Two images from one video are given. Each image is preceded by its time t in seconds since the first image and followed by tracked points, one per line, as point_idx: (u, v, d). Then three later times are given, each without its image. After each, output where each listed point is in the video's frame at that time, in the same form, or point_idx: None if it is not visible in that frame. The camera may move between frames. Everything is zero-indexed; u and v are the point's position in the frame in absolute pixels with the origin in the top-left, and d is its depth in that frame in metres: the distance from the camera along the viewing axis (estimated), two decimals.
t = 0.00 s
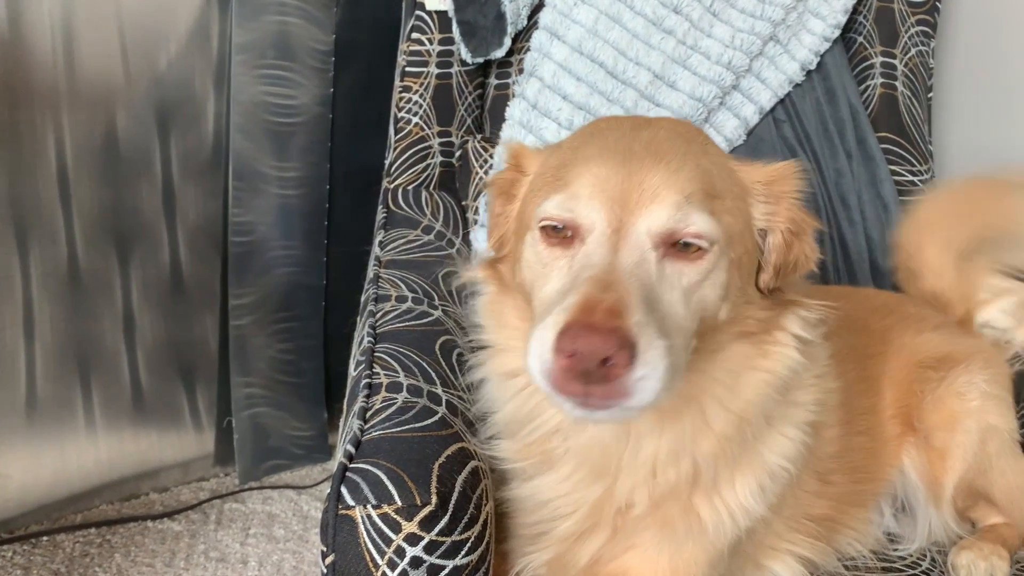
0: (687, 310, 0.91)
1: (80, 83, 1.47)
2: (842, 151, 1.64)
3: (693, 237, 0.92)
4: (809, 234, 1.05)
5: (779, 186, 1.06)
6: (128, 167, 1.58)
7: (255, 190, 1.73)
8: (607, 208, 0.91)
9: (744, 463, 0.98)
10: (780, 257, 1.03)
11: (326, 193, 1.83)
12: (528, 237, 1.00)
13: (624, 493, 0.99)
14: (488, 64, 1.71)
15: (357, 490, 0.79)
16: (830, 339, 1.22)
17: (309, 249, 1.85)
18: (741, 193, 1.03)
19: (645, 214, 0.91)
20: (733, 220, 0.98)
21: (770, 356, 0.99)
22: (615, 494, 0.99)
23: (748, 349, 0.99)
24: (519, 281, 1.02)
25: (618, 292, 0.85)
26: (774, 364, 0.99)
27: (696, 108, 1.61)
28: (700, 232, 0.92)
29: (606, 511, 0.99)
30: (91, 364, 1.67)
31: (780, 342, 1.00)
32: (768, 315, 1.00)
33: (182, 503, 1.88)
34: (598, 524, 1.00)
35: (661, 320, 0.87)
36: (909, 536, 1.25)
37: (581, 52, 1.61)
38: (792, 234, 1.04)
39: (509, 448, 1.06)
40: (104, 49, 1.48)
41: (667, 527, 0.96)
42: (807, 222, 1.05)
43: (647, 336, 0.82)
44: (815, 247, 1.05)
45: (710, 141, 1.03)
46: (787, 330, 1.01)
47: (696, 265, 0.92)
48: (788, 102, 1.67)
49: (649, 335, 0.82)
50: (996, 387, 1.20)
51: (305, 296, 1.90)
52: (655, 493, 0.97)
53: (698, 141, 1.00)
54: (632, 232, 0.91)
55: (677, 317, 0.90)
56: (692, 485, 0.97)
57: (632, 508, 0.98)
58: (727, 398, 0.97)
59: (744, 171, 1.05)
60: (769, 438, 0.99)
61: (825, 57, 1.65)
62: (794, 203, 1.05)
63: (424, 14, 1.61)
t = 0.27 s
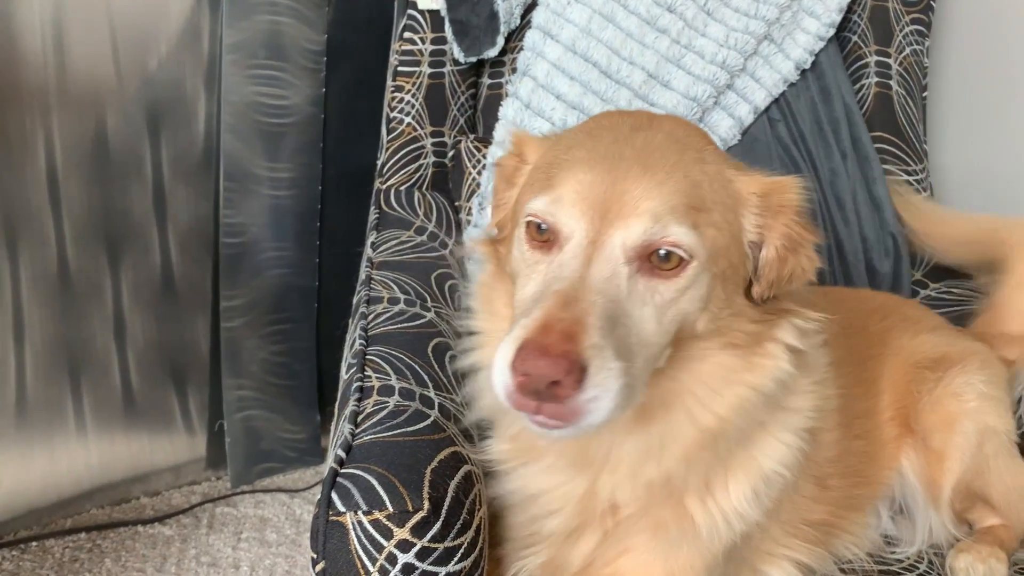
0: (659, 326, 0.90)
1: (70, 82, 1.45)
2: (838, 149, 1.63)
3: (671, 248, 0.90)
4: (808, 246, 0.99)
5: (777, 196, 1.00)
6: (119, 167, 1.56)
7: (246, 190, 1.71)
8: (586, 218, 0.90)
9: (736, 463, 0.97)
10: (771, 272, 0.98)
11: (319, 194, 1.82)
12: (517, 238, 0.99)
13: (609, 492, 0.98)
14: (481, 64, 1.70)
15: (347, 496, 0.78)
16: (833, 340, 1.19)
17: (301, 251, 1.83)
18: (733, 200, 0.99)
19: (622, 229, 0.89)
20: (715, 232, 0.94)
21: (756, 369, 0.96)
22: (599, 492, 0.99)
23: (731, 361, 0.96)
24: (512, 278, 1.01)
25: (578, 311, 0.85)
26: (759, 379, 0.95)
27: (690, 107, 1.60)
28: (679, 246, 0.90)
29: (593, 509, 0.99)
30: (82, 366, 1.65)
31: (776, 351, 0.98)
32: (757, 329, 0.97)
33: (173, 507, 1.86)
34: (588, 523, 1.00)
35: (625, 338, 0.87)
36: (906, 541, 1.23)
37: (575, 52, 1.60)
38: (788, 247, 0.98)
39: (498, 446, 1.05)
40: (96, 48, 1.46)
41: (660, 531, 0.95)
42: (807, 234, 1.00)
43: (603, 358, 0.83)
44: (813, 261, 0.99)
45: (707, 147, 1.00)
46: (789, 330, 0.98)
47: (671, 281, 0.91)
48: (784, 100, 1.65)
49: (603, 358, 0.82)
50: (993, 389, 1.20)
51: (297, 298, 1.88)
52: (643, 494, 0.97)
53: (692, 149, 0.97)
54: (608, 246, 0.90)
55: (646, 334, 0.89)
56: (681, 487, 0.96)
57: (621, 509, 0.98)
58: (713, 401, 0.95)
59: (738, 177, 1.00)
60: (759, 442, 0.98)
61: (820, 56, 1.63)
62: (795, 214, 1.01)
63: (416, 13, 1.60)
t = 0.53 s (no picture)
0: (633, 331, 0.90)
1: (61, 83, 1.43)
2: (832, 150, 1.63)
3: (647, 252, 0.89)
4: (797, 248, 0.96)
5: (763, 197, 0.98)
6: (110, 170, 1.54)
7: (238, 193, 1.69)
8: (561, 221, 0.90)
9: (726, 464, 0.96)
10: (760, 276, 0.96)
11: (311, 196, 1.80)
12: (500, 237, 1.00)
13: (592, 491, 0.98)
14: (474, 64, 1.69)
15: (338, 502, 0.76)
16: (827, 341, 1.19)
17: (293, 253, 1.82)
18: (718, 202, 0.97)
19: (596, 232, 0.89)
20: (696, 237, 0.92)
21: (740, 376, 0.94)
22: (583, 491, 0.99)
23: (711, 364, 0.94)
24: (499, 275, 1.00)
25: (544, 317, 0.85)
26: (742, 385, 0.93)
27: (685, 108, 1.59)
28: (654, 249, 0.89)
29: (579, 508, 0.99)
30: (73, 370, 1.63)
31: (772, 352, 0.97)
32: (743, 333, 0.95)
33: (165, 512, 1.84)
34: (575, 522, 0.99)
35: (593, 343, 0.87)
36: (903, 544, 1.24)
37: (569, 52, 1.59)
38: (776, 250, 0.96)
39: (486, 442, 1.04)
40: (88, 49, 1.44)
41: (651, 534, 0.95)
42: (796, 234, 0.97)
43: (567, 363, 0.83)
44: (804, 261, 0.96)
45: (691, 147, 0.98)
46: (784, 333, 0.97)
47: (645, 286, 0.90)
48: (778, 101, 1.64)
49: (565, 365, 0.82)
50: (986, 388, 1.19)
51: (289, 301, 1.86)
52: (629, 495, 0.97)
53: (676, 150, 0.96)
54: (581, 250, 0.89)
55: (618, 340, 0.89)
56: (671, 490, 0.96)
57: (609, 510, 0.97)
58: (700, 400, 0.94)
59: (722, 179, 0.98)
60: (748, 444, 0.97)
61: (814, 56, 1.63)
62: (788, 213, 0.99)
63: (408, 13, 1.58)
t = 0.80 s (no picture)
0: (614, 333, 0.89)
1: (54, 85, 1.41)
2: (829, 150, 1.63)
3: (630, 252, 0.89)
4: (787, 254, 0.95)
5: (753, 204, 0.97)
6: (102, 172, 1.53)
7: (233, 195, 1.68)
8: (545, 218, 0.90)
9: (719, 469, 0.95)
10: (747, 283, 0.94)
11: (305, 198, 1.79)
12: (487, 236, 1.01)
13: (582, 496, 0.98)
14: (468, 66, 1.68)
15: (332, 509, 0.75)
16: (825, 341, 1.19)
17: (287, 256, 1.80)
18: (705, 207, 0.96)
19: (579, 230, 0.89)
20: (681, 238, 0.92)
21: (725, 381, 0.93)
22: (573, 496, 0.98)
23: (697, 368, 0.94)
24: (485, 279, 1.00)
25: (522, 310, 0.84)
26: (727, 391, 0.93)
27: (680, 108, 1.58)
28: (637, 249, 0.88)
29: (572, 515, 0.98)
30: (66, 375, 1.61)
31: (764, 360, 0.96)
32: (729, 341, 0.94)
33: (159, 516, 1.82)
34: (569, 531, 0.98)
35: (573, 342, 0.86)
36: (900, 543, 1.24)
37: (563, 53, 1.58)
38: (764, 256, 0.94)
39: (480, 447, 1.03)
40: (80, 50, 1.43)
41: (645, 541, 0.94)
42: (786, 241, 0.96)
43: (544, 357, 0.82)
44: (795, 268, 0.94)
45: (678, 151, 0.97)
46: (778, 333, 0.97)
47: (629, 285, 0.89)
48: (774, 101, 1.64)
49: (541, 358, 0.81)
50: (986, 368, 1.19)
51: (283, 304, 1.85)
52: (621, 500, 0.96)
53: (663, 151, 0.95)
54: (564, 247, 0.89)
55: (598, 340, 0.88)
56: (666, 495, 0.95)
57: (603, 517, 0.96)
58: (684, 404, 0.94)
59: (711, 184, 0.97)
60: (742, 450, 0.96)
61: (809, 56, 1.63)
62: (782, 213, 0.99)
63: (402, 15, 1.58)
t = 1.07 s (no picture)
0: (607, 337, 0.88)
1: (47, 88, 1.40)
2: (825, 151, 1.62)
3: (624, 254, 0.88)
4: (780, 258, 0.94)
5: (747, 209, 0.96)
6: (95, 176, 1.52)
7: (226, 199, 1.67)
8: (538, 219, 0.90)
9: (710, 476, 0.95)
10: (742, 287, 0.94)
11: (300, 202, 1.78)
12: (479, 237, 1.00)
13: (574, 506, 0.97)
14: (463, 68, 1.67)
15: (326, 517, 0.74)
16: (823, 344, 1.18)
17: (282, 259, 1.79)
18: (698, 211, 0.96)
19: (572, 231, 0.88)
20: (673, 242, 0.91)
21: (715, 389, 0.93)
22: (565, 506, 0.97)
23: (689, 375, 0.93)
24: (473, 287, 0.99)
25: (514, 310, 0.84)
26: (718, 400, 0.92)
27: (676, 110, 1.58)
28: (630, 250, 0.88)
29: (561, 526, 0.97)
30: (60, 380, 1.60)
31: (755, 368, 0.95)
32: (718, 348, 0.93)
33: (154, 522, 1.81)
34: (559, 541, 0.97)
35: (565, 344, 0.85)
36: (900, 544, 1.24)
37: (559, 55, 1.58)
38: (760, 262, 0.93)
39: (471, 450, 1.03)
40: (74, 53, 1.42)
41: (636, 549, 0.93)
42: (780, 246, 0.95)
43: (537, 358, 0.81)
44: (789, 273, 0.93)
45: (672, 155, 0.97)
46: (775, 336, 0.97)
47: (623, 288, 0.89)
48: (770, 103, 1.64)
49: (534, 360, 0.80)
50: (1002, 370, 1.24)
51: (278, 307, 1.84)
52: (612, 512, 0.95)
53: (655, 154, 0.95)
54: (557, 248, 0.89)
55: (590, 343, 0.87)
56: (658, 503, 0.94)
57: (595, 528, 0.95)
58: (676, 412, 0.93)
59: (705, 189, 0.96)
60: (735, 457, 0.95)
61: (805, 57, 1.62)
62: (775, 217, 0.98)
63: (397, 16, 1.57)
